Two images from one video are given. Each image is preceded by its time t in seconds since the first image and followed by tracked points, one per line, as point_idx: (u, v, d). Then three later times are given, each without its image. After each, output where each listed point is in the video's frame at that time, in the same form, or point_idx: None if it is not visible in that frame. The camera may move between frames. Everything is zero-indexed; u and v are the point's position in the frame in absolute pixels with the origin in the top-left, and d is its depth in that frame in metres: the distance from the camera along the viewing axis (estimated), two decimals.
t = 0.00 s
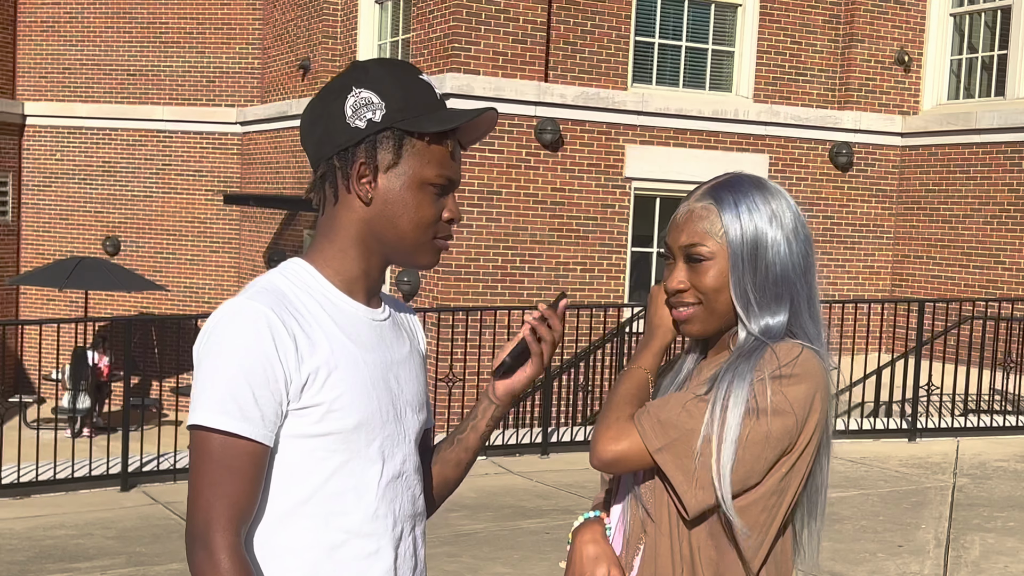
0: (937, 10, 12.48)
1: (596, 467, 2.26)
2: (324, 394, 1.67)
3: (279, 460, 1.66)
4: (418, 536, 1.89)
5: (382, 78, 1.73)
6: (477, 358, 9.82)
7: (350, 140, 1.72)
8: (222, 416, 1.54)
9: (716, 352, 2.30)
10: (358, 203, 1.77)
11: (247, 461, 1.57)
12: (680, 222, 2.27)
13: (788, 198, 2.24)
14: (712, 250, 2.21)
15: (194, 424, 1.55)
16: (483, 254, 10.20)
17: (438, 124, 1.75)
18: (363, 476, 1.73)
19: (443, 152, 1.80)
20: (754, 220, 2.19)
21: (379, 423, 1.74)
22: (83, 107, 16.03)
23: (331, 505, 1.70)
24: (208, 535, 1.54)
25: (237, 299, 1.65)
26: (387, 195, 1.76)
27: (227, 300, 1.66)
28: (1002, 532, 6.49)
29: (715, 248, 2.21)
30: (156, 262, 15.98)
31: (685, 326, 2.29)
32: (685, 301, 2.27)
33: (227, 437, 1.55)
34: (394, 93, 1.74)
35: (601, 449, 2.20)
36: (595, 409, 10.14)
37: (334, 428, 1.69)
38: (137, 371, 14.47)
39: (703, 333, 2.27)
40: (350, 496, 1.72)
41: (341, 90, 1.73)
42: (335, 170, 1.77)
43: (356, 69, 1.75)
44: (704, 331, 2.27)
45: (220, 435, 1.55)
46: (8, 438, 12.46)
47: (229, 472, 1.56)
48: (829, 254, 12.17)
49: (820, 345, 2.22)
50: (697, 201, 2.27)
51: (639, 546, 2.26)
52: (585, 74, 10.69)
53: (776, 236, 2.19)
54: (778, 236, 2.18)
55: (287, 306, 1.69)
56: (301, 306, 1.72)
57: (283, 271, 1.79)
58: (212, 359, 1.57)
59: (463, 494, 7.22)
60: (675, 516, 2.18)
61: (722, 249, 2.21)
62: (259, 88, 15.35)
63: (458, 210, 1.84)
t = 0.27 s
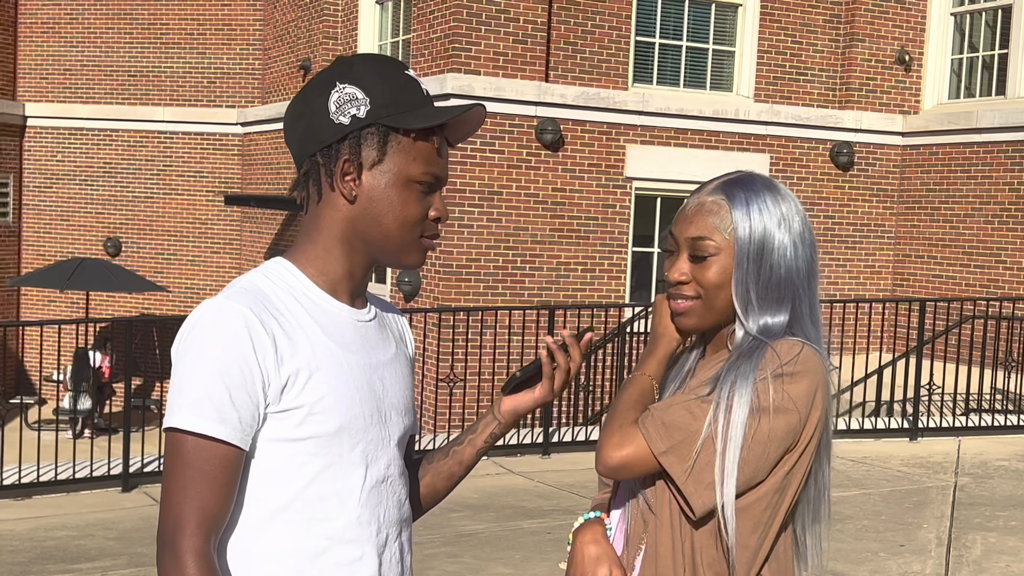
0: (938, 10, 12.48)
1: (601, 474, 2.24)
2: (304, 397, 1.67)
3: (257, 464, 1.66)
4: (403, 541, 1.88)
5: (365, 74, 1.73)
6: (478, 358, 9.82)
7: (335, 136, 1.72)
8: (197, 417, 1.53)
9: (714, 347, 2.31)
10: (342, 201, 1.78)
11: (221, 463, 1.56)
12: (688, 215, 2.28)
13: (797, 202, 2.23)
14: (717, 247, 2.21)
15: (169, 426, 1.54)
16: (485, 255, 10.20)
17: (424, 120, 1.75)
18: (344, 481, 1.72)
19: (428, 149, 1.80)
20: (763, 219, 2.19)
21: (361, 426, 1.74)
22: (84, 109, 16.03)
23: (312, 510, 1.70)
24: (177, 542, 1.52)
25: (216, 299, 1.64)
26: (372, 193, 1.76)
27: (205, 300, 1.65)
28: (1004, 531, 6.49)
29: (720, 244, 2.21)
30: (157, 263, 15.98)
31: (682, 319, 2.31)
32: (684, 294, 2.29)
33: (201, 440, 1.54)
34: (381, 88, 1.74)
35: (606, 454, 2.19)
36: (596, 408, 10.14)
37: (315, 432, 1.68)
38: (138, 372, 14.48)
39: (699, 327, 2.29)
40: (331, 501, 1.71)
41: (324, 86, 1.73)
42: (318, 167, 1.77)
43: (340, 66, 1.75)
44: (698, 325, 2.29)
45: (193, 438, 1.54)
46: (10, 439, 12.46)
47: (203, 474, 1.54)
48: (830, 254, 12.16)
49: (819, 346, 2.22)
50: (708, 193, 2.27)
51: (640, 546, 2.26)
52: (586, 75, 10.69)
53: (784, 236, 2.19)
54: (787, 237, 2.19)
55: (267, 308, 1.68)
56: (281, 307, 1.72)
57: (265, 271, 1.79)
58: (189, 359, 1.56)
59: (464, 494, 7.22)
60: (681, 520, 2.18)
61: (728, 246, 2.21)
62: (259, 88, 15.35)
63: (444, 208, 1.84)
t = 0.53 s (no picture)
0: (940, 9, 12.47)
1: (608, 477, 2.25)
2: (289, 404, 1.64)
3: (240, 474, 1.63)
4: (390, 550, 1.86)
5: (343, 73, 1.72)
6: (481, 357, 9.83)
7: (314, 135, 1.70)
8: (179, 429, 1.51)
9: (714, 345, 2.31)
10: (323, 201, 1.76)
11: (205, 475, 1.53)
12: (693, 211, 2.28)
13: (804, 205, 2.23)
14: (719, 243, 2.21)
15: (151, 438, 1.51)
16: (487, 255, 10.20)
17: (405, 117, 1.73)
18: (331, 489, 1.70)
19: (410, 146, 1.79)
20: (765, 220, 2.19)
21: (347, 433, 1.72)
22: (86, 110, 16.04)
23: (299, 520, 1.67)
24: (161, 559, 1.49)
25: (194, 305, 1.61)
26: (353, 193, 1.75)
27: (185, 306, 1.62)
28: (1007, 530, 6.48)
29: (721, 241, 2.21)
30: (160, 264, 15.98)
31: (681, 315, 2.31)
32: (684, 290, 2.29)
33: (184, 451, 1.51)
34: (360, 86, 1.72)
35: (615, 459, 2.20)
36: (599, 408, 10.15)
37: (300, 439, 1.66)
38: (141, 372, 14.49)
39: (698, 324, 2.29)
40: (317, 511, 1.69)
41: (301, 85, 1.71)
42: (297, 167, 1.75)
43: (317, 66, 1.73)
44: (698, 322, 2.29)
45: (175, 449, 1.51)
46: (13, 440, 12.48)
47: (186, 487, 1.52)
48: (832, 253, 12.16)
49: (822, 347, 2.22)
50: (714, 189, 2.26)
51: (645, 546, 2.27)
52: (587, 74, 10.68)
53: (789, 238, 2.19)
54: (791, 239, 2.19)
55: (249, 313, 1.66)
56: (263, 312, 1.69)
57: (244, 275, 1.76)
58: (170, 368, 1.53)
59: (467, 494, 7.22)
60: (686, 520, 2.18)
61: (729, 243, 2.21)
62: (262, 89, 15.35)
63: (427, 207, 1.83)
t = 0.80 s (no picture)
0: (942, 8, 12.47)
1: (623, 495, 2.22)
2: (287, 410, 1.64)
3: (240, 479, 1.62)
4: (380, 554, 1.86)
5: (337, 72, 1.71)
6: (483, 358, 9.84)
7: (308, 134, 1.68)
8: (181, 438, 1.49)
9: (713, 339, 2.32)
10: (316, 202, 1.73)
11: (209, 481, 1.52)
12: (698, 205, 2.30)
13: (812, 206, 2.23)
14: (719, 238, 2.23)
15: (150, 448, 1.49)
16: (489, 254, 10.21)
17: (401, 116, 1.73)
18: (328, 494, 1.69)
19: (403, 146, 1.79)
20: (767, 221, 2.19)
21: (344, 438, 1.71)
22: (88, 111, 16.06)
23: (297, 527, 1.67)
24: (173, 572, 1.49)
25: (190, 309, 1.59)
26: (347, 193, 1.73)
27: (178, 311, 1.60)
28: (1011, 529, 6.47)
29: (721, 236, 2.23)
30: (162, 265, 15.99)
31: (680, 309, 2.36)
32: (683, 282, 2.32)
33: (188, 460, 1.50)
34: (353, 86, 1.71)
35: (628, 474, 2.17)
36: (601, 408, 10.16)
37: (298, 445, 1.65)
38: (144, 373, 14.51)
39: (696, 317, 2.33)
40: (312, 518, 1.68)
41: (295, 82, 1.69)
42: (289, 166, 1.73)
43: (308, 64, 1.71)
44: (695, 316, 2.33)
45: (179, 459, 1.50)
46: (16, 441, 12.49)
47: (192, 495, 1.50)
48: (835, 252, 12.15)
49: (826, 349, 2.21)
50: (719, 187, 2.29)
51: (650, 543, 2.29)
52: (589, 74, 10.68)
53: (794, 240, 2.19)
54: (795, 240, 2.19)
55: (246, 317, 1.64)
56: (259, 316, 1.68)
57: (234, 276, 1.74)
58: (166, 375, 1.51)
59: (470, 494, 7.22)
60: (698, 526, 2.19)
61: (728, 238, 2.23)
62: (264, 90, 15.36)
63: (419, 209, 1.82)
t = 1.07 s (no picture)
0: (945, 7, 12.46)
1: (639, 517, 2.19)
2: (298, 411, 1.64)
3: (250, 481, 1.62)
4: (388, 552, 1.86)
5: (336, 67, 1.70)
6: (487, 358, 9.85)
7: (310, 132, 1.68)
8: (195, 442, 1.49)
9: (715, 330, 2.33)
10: (321, 198, 1.73)
11: (224, 485, 1.52)
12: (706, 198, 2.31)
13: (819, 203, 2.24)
14: (722, 229, 2.24)
15: (165, 453, 1.49)
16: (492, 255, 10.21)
17: (402, 109, 1.73)
18: (339, 494, 1.70)
19: (405, 140, 1.79)
20: (769, 221, 2.19)
21: (353, 439, 1.72)
22: (92, 113, 16.08)
23: (308, 527, 1.67)
24: None
25: (199, 312, 1.59)
26: (351, 188, 1.73)
27: (186, 315, 1.60)
28: (1015, 529, 6.46)
29: (725, 228, 2.24)
30: (166, 266, 16.01)
31: (681, 300, 2.36)
32: (684, 270, 2.35)
33: (203, 464, 1.50)
34: (353, 82, 1.71)
35: (644, 497, 2.14)
36: (604, 408, 10.17)
37: (309, 446, 1.65)
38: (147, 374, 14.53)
39: (697, 307, 2.33)
40: (325, 517, 1.68)
41: (295, 79, 1.68)
42: (292, 165, 1.72)
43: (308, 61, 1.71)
44: (696, 306, 2.33)
45: (195, 463, 1.50)
46: (20, 443, 12.51)
47: (209, 499, 1.51)
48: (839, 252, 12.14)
49: (829, 348, 2.22)
50: (727, 181, 2.31)
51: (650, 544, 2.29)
52: (592, 75, 10.68)
53: (804, 241, 2.19)
54: (803, 242, 2.19)
55: (254, 320, 1.64)
56: (266, 319, 1.68)
57: (240, 278, 1.74)
58: (179, 380, 1.50)
59: (474, 495, 7.22)
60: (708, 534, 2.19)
61: (731, 230, 2.24)
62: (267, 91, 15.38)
63: (422, 201, 1.82)
